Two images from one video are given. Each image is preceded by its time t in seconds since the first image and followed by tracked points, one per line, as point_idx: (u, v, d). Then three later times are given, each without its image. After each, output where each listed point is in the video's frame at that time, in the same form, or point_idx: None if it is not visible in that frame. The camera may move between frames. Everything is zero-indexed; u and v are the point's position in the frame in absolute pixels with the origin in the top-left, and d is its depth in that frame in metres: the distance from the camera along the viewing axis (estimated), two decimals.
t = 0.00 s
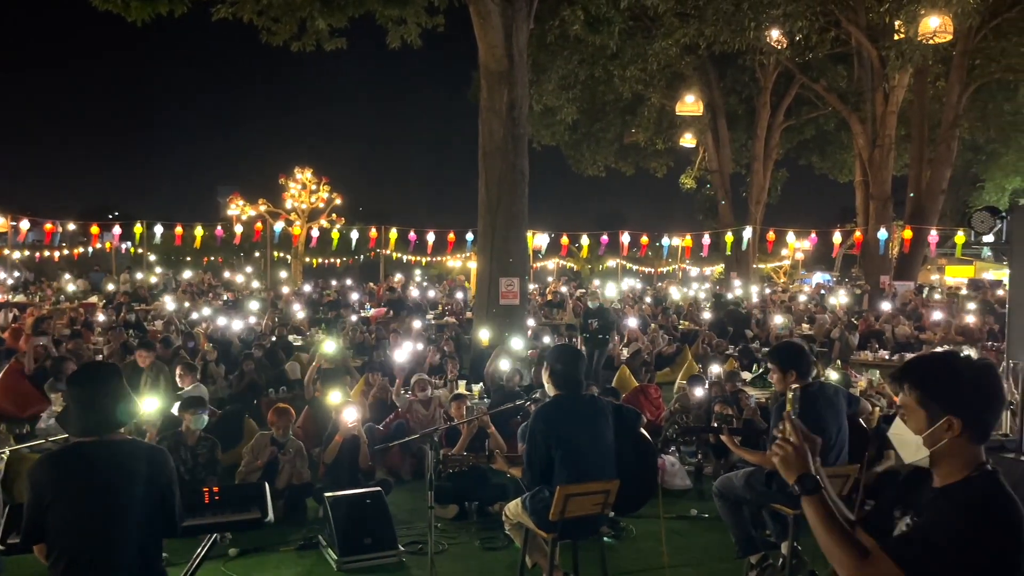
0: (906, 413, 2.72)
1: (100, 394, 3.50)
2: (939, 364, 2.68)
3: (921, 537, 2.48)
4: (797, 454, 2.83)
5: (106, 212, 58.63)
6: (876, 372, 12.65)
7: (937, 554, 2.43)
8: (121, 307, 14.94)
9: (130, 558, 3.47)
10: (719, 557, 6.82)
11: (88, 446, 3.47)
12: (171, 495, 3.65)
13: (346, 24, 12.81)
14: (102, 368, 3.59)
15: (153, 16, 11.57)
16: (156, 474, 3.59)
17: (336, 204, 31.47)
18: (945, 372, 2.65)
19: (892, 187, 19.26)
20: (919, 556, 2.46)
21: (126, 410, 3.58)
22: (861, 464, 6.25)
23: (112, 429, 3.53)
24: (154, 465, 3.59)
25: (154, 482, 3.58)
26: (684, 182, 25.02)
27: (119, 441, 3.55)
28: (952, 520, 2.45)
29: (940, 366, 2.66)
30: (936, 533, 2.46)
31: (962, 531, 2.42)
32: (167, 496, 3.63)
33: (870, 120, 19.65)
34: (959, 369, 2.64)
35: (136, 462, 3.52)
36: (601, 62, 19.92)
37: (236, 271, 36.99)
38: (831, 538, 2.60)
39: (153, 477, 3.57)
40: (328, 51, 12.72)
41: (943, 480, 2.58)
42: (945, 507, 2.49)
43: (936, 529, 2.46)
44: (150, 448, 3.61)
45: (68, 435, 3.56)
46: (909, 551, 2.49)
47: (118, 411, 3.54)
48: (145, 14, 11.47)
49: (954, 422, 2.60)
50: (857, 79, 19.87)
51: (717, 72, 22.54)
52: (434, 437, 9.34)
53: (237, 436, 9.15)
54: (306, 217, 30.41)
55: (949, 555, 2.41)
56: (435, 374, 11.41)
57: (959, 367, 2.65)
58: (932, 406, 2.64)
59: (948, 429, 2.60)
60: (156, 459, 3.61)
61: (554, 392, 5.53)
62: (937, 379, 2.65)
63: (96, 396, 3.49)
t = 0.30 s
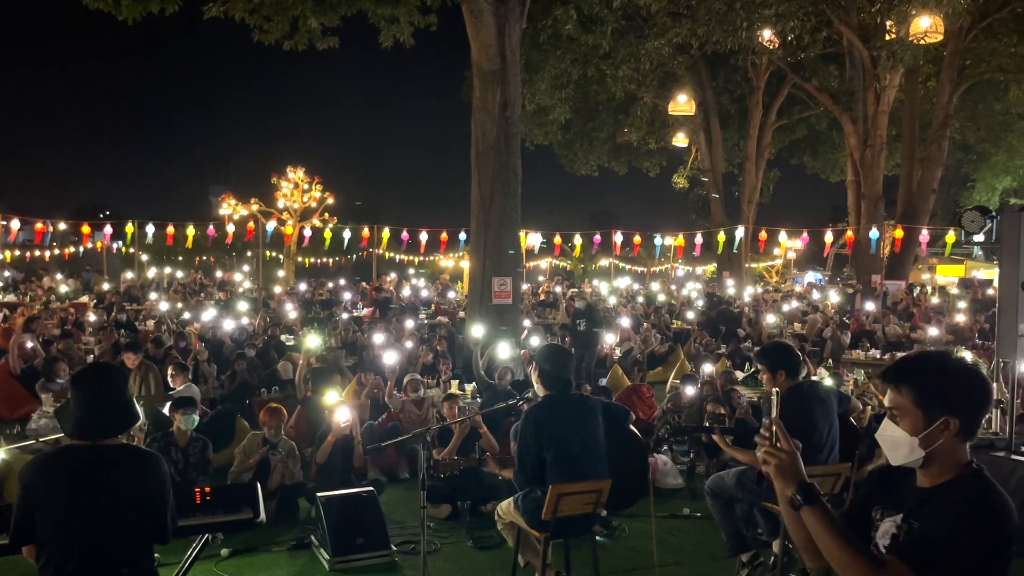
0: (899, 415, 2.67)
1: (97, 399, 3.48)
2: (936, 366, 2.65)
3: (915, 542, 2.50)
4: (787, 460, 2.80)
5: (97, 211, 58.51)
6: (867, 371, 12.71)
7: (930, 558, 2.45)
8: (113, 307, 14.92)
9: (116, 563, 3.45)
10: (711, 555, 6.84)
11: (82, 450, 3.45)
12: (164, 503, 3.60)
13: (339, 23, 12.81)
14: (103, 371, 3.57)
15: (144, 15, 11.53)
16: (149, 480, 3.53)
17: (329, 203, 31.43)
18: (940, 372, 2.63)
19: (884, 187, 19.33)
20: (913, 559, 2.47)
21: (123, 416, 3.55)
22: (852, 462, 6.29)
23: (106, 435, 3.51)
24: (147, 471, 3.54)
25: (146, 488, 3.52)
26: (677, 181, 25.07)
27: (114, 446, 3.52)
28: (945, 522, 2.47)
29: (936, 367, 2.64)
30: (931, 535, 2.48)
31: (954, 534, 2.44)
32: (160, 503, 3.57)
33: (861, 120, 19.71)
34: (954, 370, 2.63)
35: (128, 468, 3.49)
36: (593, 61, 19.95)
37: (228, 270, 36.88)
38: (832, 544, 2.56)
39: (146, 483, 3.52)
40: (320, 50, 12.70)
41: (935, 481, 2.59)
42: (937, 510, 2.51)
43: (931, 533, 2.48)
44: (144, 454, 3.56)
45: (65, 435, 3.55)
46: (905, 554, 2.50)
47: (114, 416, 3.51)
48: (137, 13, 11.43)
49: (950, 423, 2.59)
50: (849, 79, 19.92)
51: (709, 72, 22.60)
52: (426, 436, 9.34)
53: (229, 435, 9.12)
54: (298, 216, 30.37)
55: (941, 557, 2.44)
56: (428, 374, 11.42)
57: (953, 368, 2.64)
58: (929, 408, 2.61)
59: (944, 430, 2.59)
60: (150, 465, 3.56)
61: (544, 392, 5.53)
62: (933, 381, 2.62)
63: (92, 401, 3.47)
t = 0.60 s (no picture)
0: (894, 414, 2.64)
1: (100, 401, 3.48)
2: (932, 366, 2.63)
3: (915, 545, 2.51)
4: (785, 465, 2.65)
5: (89, 211, 58.32)
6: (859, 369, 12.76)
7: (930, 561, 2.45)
8: (105, 306, 14.87)
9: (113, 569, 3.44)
10: (705, 554, 6.86)
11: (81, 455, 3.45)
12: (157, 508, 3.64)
13: (332, 22, 12.80)
14: (104, 373, 3.57)
15: (136, 14, 11.50)
16: (146, 486, 3.58)
17: (322, 202, 31.38)
18: (937, 372, 2.61)
19: (876, 186, 19.37)
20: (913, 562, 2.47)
21: (122, 421, 3.56)
22: (843, 460, 6.31)
23: (104, 438, 3.50)
24: (143, 477, 3.57)
25: (143, 494, 3.56)
26: (670, 180, 25.10)
27: (112, 450, 3.53)
28: (942, 523, 2.48)
29: (932, 367, 2.63)
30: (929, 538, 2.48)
31: (950, 535, 2.45)
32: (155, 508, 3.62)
33: (854, 120, 19.77)
34: (947, 369, 2.63)
35: (128, 474, 3.51)
36: (587, 60, 19.97)
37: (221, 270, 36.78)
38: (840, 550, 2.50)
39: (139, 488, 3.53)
40: (313, 50, 12.68)
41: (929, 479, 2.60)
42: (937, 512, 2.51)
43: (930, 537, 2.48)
44: (140, 459, 3.59)
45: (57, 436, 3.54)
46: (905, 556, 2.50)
47: (114, 421, 3.52)
48: (129, 11, 11.39)
49: (946, 422, 2.59)
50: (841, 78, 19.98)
51: (702, 71, 22.64)
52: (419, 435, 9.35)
53: (222, 436, 9.11)
54: (292, 215, 30.34)
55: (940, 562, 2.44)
56: (421, 373, 11.42)
57: (943, 366, 2.63)
58: (925, 408, 2.59)
59: (941, 429, 2.58)
60: (147, 471, 3.60)
61: (534, 392, 5.53)
62: (929, 379, 2.60)
63: (95, 402, 3.47)
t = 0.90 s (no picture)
0: (889, 413, 2.61)
1: (85, 405, 3.46)
2: (926, 365, 2.61)
3: (912, 545, 2.49)
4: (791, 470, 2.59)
5: (79, 211, 58.05)
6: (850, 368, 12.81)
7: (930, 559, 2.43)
8: (95, 306, 14.79)
9: None
10: (699, 552, 6.88)
11: (67, 461, 3.42)
12: (147, 514, 3.59)
13: (324, 21, 12.77)
14: (91, 377, 3.55)
15: (126, 12, 11.44)
16: (134, 492, 3.52)
17: (314, 202, 31.31)
18: (930, 369, 2.60)
19: (867, 185, 19.43)
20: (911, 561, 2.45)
21: (110, 425, 3.52)
22: (834, 458, 6.33)
23: (91, 443, 3.47)
24: (131, 483, 3.52)
25: (130, 500, 3.50)
26: (662, 180, 25.14)
27: (98, 457, 3.49)
28: (938, 522, 2.48)
29: (925, 364, 2.61)
30: (923, 538, 2.48)
31: (946, 533, 2.45)
32: (144, 514, 3.56)
33: (845, 119, 19.83)
34: (940, 365, 2.62)
35: (115, 480, 3.47)
36: (579, 59, 20.01)
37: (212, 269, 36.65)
38: (854, 550, 2.41)
39: (126, 495, 3.49)
40: (305, 48, 12.65)
41: (920, 479, 2.62)
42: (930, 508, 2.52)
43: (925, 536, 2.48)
44: (128, 465, 3.55)
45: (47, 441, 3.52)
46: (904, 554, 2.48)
47: (101, 426, 3.48)
48: (119, 10, 11.34)
49: (939, 420, 2.59)
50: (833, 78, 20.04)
51: (694, 71, 22.69)
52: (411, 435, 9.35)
53: (214, 436, 9.08)
54: (284, 215, 30.29)
55: (938, 561, 2.43)
56: (413, 372, 11.40)
57: (934, 364, 2.62)
58: (919, 406, 2.58)
59: (935, 428, 2.58)
60: (135, 477, 3.55)
61: (525, 391, 5.52)
62: (922, 377, 2.59)
63: (82, 406, 3.45)
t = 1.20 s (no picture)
0: (880, 412, 2.60)
1: (68, 407, 3.45)
2: (913, 363, 2.62)
3: (905, 543, 2.53)
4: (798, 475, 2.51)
5: (70, 209, 57.78)
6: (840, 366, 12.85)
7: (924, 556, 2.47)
8: (84, 306, 14.72)
9: None
10: (688, 550, 6.89)
11: (51, 463, 3.41)
12: (132, 514, 3.57)
13: (314, 20, 12.75)
14: (73, 378, 3.54)
15: (115, 10, 11.38)
16: (119, 493, 3.50)
17: (305, 201, 31.24)
18: (917, 368, 2.61)
19: (858, 184, 19.49)
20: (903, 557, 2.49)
21: (93, 426, 3.51)
22: (824, 456, 6.35)
23: (74, 444, 3.46)
24: (114, 484, 3.49)
25: (115, 502, 3.48)
26: (653, 179, 25.18)
27: (82, 458, 3.48)
28: (930, 520, 2.50)
29: (912, 363, 2.62)
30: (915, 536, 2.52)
31: (937, 531, 2.48)
32: (130, 515, 3.54)
33: (835, 118, 19.90)
34: (927, 363, 2.63)
35: (99, 482, 3.45)
36: (570, 59, 20.03)
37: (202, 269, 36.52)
38: (856, 551, 2.43)
39: (109, 497, 3.46)
40: (295, 47, 12.61)
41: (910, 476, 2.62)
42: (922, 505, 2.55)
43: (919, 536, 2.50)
44: (112, 466, 3.52)
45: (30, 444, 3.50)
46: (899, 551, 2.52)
47: (81, 428, 3.46)
48: (108, 8, 11.27)
49: (928, 417, 2.60)
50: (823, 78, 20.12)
51: (685, 70, 22.73)
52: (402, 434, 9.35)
53: (205, 436, 9.04)
54: (275, 214, 30.21)
55: (932, 559, 2.46)
56: (405, 372, 11.39)
57: (919, 361, 2.63)
58: (908, 405, 2.59)
59: (924, 424, 2.59)
60: (121, 477, 3.53)
61: (516, 390, 5.52)
62: (911, 376, 2.59)
63: (65, 408, 3.44)
